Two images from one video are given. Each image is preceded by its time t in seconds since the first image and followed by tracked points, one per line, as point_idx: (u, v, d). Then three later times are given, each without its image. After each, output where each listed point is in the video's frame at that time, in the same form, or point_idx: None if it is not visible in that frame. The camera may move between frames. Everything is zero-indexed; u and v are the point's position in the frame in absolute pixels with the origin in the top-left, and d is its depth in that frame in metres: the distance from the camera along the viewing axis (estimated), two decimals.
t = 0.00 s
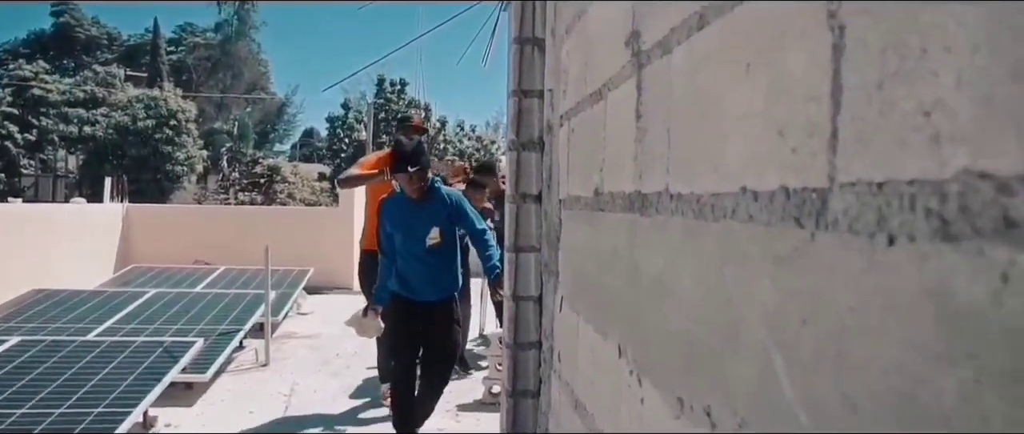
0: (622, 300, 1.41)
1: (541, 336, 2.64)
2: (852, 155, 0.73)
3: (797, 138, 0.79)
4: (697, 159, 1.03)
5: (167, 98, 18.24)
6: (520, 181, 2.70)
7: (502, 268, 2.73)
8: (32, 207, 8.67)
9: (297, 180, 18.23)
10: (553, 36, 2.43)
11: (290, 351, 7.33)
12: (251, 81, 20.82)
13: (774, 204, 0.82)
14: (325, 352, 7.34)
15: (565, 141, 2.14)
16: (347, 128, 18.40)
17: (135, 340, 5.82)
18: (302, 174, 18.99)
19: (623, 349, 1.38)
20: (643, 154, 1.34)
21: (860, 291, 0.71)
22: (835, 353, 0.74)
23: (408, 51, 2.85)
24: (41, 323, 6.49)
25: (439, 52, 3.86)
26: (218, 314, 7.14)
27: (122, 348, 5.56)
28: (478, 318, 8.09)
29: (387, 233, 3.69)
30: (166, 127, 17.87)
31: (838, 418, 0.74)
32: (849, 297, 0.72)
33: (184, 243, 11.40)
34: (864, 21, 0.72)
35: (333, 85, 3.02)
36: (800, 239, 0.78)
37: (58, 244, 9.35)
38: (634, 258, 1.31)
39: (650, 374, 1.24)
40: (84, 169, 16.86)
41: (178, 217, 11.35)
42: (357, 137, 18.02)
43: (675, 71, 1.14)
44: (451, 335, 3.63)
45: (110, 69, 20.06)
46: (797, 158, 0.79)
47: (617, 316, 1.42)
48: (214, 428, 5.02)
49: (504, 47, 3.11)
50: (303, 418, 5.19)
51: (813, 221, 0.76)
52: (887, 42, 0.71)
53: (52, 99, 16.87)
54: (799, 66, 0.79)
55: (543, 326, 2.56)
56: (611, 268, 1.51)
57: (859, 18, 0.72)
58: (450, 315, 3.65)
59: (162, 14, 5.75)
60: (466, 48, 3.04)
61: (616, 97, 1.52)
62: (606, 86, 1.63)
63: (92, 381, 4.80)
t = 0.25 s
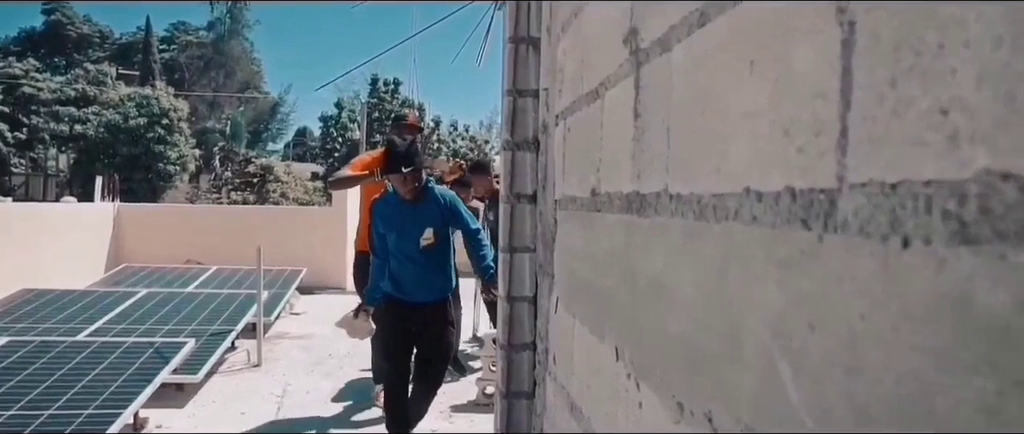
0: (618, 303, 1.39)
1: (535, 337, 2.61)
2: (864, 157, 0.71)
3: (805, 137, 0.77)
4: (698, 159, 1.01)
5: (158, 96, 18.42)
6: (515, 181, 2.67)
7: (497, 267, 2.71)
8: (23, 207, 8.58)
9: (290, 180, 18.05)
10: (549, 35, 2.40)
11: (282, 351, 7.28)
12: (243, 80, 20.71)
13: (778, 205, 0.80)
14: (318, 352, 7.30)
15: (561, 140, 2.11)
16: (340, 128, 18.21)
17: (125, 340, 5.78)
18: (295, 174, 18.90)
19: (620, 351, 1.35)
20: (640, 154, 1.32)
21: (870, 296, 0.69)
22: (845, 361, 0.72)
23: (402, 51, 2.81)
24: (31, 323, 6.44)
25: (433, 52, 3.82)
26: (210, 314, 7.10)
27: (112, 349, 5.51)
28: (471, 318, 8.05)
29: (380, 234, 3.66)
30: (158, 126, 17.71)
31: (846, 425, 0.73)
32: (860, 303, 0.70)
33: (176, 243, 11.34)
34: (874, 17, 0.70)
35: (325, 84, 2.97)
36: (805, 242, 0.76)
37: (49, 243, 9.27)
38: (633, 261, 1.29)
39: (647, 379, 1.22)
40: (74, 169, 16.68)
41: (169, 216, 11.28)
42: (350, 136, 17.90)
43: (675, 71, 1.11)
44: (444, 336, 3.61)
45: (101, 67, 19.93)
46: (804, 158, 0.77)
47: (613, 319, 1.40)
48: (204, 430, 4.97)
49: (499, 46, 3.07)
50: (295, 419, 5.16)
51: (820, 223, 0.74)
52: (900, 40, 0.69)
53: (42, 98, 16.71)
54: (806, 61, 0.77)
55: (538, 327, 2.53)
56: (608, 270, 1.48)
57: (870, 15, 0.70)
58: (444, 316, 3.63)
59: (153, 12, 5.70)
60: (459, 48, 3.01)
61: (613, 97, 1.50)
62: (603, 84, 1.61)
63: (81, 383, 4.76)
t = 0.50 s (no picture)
0: (618, 304, 1.37)
1: (531, 337, 2.58)
2: (879, 157, 0.69)
3: (815, 136, 0.74)
4: (701, 159, 0.99)
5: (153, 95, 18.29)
6: (511, 181, 2.64)
7: (493, 268, 2.68)
8: (16, 205, 8.52)
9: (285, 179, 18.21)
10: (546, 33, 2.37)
11: (276, 351, 7.24)
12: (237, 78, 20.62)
13: (788, 206, 0.78)
14: (312, 352, 7.26)
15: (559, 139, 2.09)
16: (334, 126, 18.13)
17: (118, 340, 5.73)
18: (290, 173, 18.83)
19: (620, 354, 1.33)
20: (641, 152, 1.29)
21: (886, 299, 0.68)
22: (859, 366, 0.70)
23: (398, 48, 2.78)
24: (23, 322, 6.40)
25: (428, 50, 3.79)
26: (203, 314, 7.06)
27: (104, 348, 5.47)
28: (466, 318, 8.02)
29: (374, 234, 3.63)
30: (151, 125, 18.00)
31: (857, 431, 0.71)
32: (875, 306, 0.69)
33: (169, 241, 11.28)
34: (891, 12, 0.68)
35: (319, 82, 2.94)
36: (819, 244, 0.74)
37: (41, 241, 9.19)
38: (633, 261, 1.26)
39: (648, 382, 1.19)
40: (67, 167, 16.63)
41: (162, 215, 11.21)
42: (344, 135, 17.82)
43: (678, 67, 1.09)
44: (440, 337, 3.59)
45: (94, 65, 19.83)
46: (817, 157, 0.75)
47: (612, 320, 1.38)
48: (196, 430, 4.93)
49: (495, 44, 3.04)
50: (289, 420, 5.13)
51: (833, 224, 0.72)
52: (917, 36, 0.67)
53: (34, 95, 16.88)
54: (817, 58, 0.74)
55: (535, 328, 2.50)
56: (607, 271, 1.46)
57: (886, 10, 0.68)
58: (440, 317, 3.60)
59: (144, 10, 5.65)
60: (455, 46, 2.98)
61: (614, 95, 1.47)
62: (602, 82, 1.58)
63: (73, 383, 4.71)
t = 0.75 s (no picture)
0: (620, 306, 1.34)
1: (529, 337, 2.55)
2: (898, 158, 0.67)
3: (833, 135, 0.74)
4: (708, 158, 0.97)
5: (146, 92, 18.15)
6: (508, 179, 2.62)
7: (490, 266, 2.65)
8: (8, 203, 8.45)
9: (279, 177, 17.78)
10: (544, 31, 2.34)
11: (271, 350, 7.20)
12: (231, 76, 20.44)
13: (803, 207, 0.77)
14: (307, 351, 7.23)
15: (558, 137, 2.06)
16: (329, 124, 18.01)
17: (110, 339, 5.69)
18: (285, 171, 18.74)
19: (622, 357, 1.31)
20: (645, 151, 1.27)
21: (908, 302, 0.68)
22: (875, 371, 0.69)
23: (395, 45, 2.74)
24: (15, 321, 6.35)
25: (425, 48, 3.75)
26: (197, 313, 7.02)
27: (96, 348, 5.43)
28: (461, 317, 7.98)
29: (370, 234, 3.60)
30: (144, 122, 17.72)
31: None
32: (902, 315, 0.69)
33: (163, 240, 11.22)
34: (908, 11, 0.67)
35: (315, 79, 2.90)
36: (836, 248, 0.73)
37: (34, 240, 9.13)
38: (637, 263, 1.24)
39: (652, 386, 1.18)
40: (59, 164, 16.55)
41: (155, 213, 11.15)
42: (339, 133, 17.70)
43: (684, 64, 1.07)
44: (436, 338, 3.55)
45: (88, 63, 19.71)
46: (833, 158, 0.74)
47: (614, 322, 1.36)
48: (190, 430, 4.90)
49: (492, 42, 3.01)
50: (284, 419, 5.09)
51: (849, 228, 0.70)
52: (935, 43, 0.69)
53: (27, 93, 16.97)
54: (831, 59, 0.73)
55: (533, 327, 2.47)
56: (609, 272, 1.44)
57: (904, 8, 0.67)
58: (437, 317, 3.57)
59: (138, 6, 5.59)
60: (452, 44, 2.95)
61: (615, 93, 1.45)
62: (603, 81, 1.56)
63: (64, 383, 4.67)
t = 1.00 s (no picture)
0: (623, 307, 1.31)
1: (528, 337, 2.52)
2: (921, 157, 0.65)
3: (855, 132, 0.72)
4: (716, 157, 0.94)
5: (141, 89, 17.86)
6: (506, 177, 2.58)
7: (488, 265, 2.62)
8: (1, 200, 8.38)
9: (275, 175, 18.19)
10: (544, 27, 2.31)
11: (266, 349, 7.16)
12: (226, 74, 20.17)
13: (822, 206, 0.75)
14: (302, 350, 7.19)
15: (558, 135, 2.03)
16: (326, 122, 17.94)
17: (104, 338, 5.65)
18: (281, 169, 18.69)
19: (627, 360, 1.27)
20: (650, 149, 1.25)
21: (936, 308, 0.67)
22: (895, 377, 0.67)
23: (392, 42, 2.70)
24: (8, 320, 6.30)
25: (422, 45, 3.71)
26: (191, 312, 6.97)
27: (89, 347, 5.39)
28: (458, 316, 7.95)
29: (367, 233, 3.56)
30: (140, 120, 17.67)
31: None
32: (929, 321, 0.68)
33: (157, 238, 11.16)
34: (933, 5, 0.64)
35: (311, 76, 2.86)
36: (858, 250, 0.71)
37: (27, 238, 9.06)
38: (641, 263, 1.21)
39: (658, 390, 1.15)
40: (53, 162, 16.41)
41: (149, 211, 11.08)
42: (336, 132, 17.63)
43: (692, 59, 1.04)
44: (433, 338, 3.53)
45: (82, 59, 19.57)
46: (855, 154, 0.72)
47: (617, 323, 1.34)
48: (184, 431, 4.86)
49: (490, 38, 2.96)
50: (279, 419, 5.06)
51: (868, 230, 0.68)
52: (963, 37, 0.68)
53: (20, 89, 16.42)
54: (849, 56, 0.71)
55: (532, 327, 2.43)
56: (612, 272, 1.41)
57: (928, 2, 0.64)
58: (433, 317, 3.55)
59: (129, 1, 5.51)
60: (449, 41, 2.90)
61: (619, 90, 1.42)
62: (605, 78, 1.53)
63: (56, 383, 4.61)
